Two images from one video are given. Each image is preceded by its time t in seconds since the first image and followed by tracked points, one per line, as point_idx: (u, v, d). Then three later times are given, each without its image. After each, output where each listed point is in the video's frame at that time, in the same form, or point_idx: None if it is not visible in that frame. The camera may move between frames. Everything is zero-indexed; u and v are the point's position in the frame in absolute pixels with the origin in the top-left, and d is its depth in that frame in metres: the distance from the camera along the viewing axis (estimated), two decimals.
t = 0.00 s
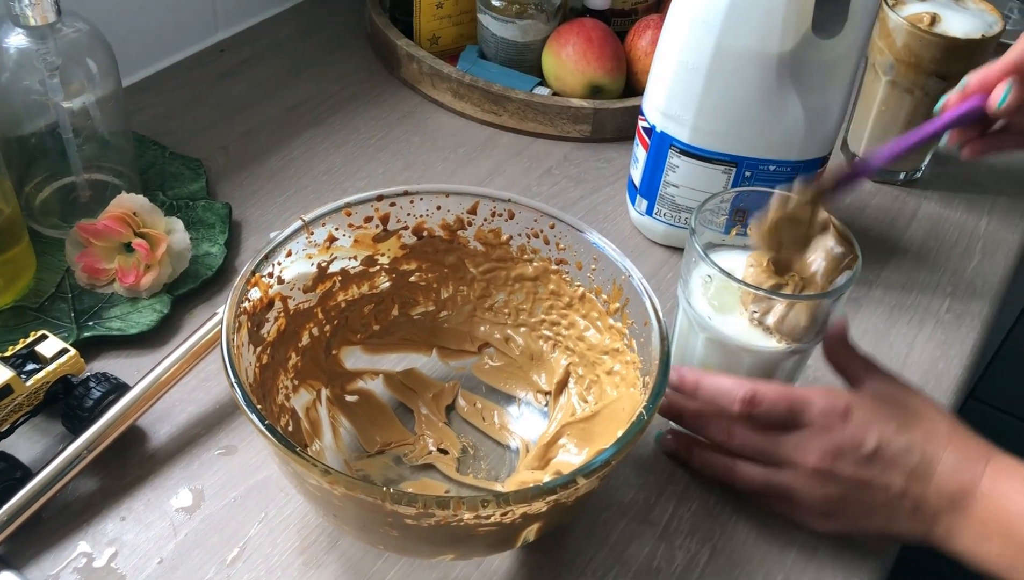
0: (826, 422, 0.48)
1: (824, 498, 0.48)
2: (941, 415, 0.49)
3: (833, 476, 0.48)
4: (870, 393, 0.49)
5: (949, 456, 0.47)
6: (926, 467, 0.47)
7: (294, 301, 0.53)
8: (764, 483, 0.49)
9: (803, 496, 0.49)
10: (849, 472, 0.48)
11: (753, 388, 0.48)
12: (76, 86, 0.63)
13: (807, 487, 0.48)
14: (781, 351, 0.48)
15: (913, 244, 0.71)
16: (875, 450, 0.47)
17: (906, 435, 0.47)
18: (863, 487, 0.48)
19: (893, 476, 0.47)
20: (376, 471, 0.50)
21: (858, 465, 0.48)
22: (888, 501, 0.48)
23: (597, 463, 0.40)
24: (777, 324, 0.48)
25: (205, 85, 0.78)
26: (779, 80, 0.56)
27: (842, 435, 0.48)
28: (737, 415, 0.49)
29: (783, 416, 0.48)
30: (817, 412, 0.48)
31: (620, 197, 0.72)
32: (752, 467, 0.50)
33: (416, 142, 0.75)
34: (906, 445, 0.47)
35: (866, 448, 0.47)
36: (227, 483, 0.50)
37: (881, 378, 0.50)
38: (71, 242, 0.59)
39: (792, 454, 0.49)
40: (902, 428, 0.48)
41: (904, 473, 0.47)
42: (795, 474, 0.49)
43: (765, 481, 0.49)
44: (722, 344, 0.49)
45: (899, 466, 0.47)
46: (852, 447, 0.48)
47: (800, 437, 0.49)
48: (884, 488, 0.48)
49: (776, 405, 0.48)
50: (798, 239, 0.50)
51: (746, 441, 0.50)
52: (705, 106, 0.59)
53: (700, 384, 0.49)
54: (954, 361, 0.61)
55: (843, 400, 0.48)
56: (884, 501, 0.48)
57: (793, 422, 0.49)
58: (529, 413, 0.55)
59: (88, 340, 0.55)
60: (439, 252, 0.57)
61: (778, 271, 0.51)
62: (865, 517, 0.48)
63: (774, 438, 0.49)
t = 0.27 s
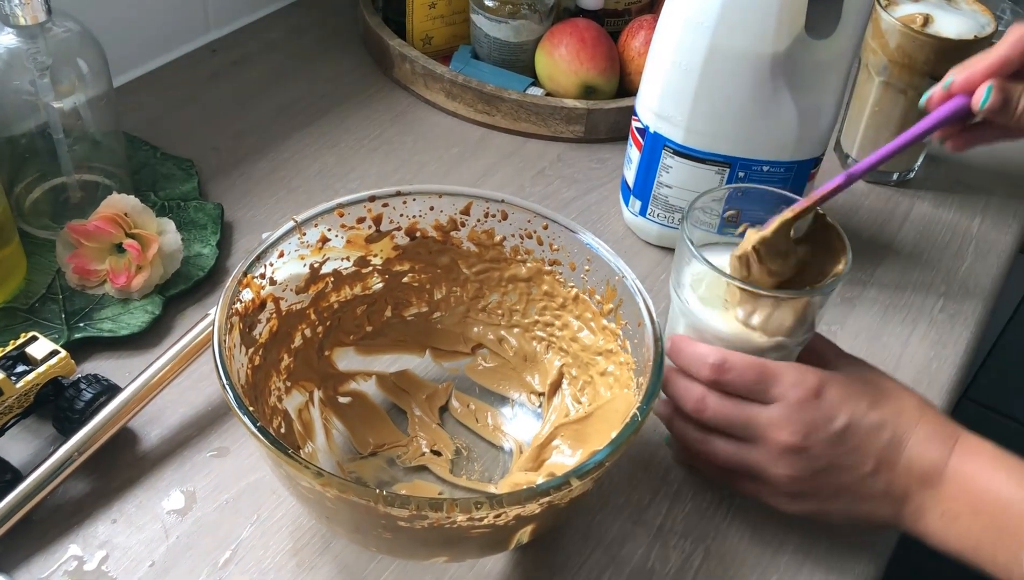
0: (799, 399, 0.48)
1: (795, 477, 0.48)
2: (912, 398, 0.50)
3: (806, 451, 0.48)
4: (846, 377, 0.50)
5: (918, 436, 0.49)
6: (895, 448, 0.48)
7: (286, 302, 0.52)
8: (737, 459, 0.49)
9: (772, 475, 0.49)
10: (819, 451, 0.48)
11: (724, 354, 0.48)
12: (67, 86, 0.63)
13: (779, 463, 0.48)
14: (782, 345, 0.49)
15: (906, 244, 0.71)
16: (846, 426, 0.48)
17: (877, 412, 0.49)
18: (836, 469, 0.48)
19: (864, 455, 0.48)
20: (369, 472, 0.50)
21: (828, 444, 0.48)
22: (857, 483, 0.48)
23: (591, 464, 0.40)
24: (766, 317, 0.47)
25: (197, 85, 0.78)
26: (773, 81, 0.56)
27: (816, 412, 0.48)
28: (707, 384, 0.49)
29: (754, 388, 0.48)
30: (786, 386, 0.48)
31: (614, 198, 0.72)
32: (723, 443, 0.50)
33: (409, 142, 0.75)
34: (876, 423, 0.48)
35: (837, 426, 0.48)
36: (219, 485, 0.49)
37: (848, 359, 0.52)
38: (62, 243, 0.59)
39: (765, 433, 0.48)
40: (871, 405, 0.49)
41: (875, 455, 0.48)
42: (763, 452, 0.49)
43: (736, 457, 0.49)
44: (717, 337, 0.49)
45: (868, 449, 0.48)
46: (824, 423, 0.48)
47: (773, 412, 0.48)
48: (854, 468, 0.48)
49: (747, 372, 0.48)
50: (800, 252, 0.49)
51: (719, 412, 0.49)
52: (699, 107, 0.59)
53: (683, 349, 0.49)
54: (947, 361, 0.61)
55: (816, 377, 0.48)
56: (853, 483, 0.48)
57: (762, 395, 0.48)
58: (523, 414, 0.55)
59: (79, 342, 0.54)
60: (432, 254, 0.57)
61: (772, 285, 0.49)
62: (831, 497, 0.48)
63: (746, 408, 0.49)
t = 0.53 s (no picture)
0: (735, 425, 0.48)
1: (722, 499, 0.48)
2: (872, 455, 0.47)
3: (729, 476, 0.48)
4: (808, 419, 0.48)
5: (851, 496, 0.45)
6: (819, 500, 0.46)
7: (282, 300, 0.53)
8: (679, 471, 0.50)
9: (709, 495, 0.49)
10: (746, 479, 0.47)
11: (682, 360, 0.49)
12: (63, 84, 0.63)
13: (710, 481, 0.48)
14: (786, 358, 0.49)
15: (900, 245, 0.72)
16: (775, 462, 0.47)
17: (813, 461, 0.46)
18: (756, 501, 0.47)
19: (789, 496, 0.47)
20: (364, 470, 0.50)
21: (754, 474, 0.47)
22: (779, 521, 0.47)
23: (584, 462, 0.40)
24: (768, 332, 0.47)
25: (194, 84, 0.78)
26: (767, 82, 0.57)
27: (746, 442, 0.47)
28: (663, 387, 0.50)
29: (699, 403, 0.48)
30: (727, 410, 0.48)
31: (609, 198, 0.73)
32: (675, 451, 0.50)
33: (405, 142, 0.75)
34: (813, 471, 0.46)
35: (767, 460, 0.47)
36: (214, 483, 0.50)
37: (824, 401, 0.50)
38: (58, 241, 0.59)
39: (704, 451, 0.48)
40: (814, 452, 0.46)
41: (799, 499, 0.46)
42: (699, 468, 0.49)
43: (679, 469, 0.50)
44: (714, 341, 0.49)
45: (796, 490, 0.46)
46: (751, 453, 0.47)
47: (710, 430, 0.48)
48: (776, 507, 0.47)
49: (695, 384, 0.48)
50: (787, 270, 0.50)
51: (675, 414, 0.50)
52: (694, 108, 0.59)
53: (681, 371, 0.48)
54: (939, 361, 0.61)
55: (758, 410, 0.47)
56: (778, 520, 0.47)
57: (703, 409, 0.49)
58: (517, 413, 0.55)
59: (74, 339, 0.54)
60: (427, 253, 0.57)
61: (761, 293, 0.49)
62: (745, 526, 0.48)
63: (693, 421, 0.49)
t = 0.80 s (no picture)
0: (839, 410, 0.48)
1: (834, 482, 0.49)
2: (943, 402, 0.51)
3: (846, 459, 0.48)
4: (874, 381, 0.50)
5: (954, 440, 0.49)
6: (932, 450, 0.49)
7: (288, 297, 0.53)
8: (776, 475, 0.49)
9: (812, 483, 0.49)
10: (859, 458, 0.48)
11: (768, 379, 0.46)
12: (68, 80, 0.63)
13: (821, 471, 0.48)
14: (791, 358, 0.49)
15: (903, 244, 0.72)
16: (886, 433, 0.48)
17: (913, 417, 0.49)
18: (875, 474, 0.49)
19: (902, 459, 0.49)
20: (369, 466, 0.50)
21: (868, 449, 0.48)
22: (896, 487, 0.49)
23: (590, 459, 0.40)
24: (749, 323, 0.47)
25: (197, 81, 0.78)
26: (772, 81, 0.57)
27: (856, 422, 0.48)
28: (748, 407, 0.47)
29: (798, 407, 0.47)
30: (828, 400, 0.48)
31: (612, 196, 0.73)
32: (759, 461, 0.49)
33: (408, 139, 0.76)
34: (914, 428, 0.49)
35: (875, 434, 0.48)
36: (219, 479, 0.50)
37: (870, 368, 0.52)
38: (63, 237, 0.59)
39: (807, 446, 0.48)
40: (908, 410, 0.49)
41: (913, 458, 0.49)
42: (805, 465, 0.49)
43: (776, 474, 0.49)
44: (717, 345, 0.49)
45: (907, 453, 0.49)
46: (863, 431, 0.48)
47: (812, 428, 0.48)
48: (894, 471, 0.49)
49: (790, 394, 0.47)
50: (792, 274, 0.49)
51: (755, 434, 0.48)
52: (699, 106, 0.59)
53: (711, 378, 0.47)
54: (943, 360, 0.61)
55: (853, 386, 0.49)
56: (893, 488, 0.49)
57: (804, 410, 0.48)
58: (522, 410, 0.55)
59: (80, 335, 0.54)
60: (433, 250, 0.57)
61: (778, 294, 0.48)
62: (879, 499, 0.49)
63: (785, 427, 0.48)
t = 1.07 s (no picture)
0: (827, 423, 0.49)
1: (822, 496, 0.49)
2: (926, 416, 0.52)
3: (833, 473, 0.48)
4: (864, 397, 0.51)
5: (937, 454, 0.50)
6: (918, 465, 0.50)
7: (292, 297, 0.53)
8: (759, 483, 0.50)
9: (795, 495, 0.49)
10: (846, 471, 0.49)
11: (754, 390, 0.47)
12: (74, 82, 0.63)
13: (806, 485, 0.48)
14: (786, 359, 0.49)
15: (903, 245, 0.72)
16: (871, 448, 0.49)
17: (900, 431, 0.50)
18: (862, 486, 0.49)
19: (889, 474, 0.49)
20: (373, 465, 0.50)
21: (855, 464, 0.49)
22: (881, 501, 0.49)
23: (592, 458, 0.41)
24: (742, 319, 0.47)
25: (201, 82, 0.79)
26: (773, 82, 0.57)
27: (843, 434, 0.49)
28: (735, 419, 0.48)
29: (784, 418, 0.48)
30: (816, 412, 0.49)
31: (613, 197, 0.73)
32: (744, 466, 0.50)
33: (411, 140, 0.76)
34: (900, 442, 0.50)
35: (862, 448, 0.49)
36: (224, 479, 0.50)
37: (858, 384, 0.53)
38: (68, 238, 0.59)
39: (792, 456, 0.49)
40: (894, 425, 0.50)
41: (897, 473, 0.49)
42: (790, 474, 0.49)
43: (759, 480, 0.50)
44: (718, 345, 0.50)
45: (893, 466, 0.49)
46: (851, 445, 0.49)
47: (800, 438, 0.49)
48: (880, 485, 0.49)
49: (777, 405, 0.48)
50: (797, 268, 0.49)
51: (741, 440, 0.49)
52: (700, 107, 0.59)
53: (700, 385, 0.49)
54: (943, 360, 0.62)
55: (841, 401, 0.49)
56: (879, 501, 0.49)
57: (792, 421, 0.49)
58: (524, 409, 0.56)
59: (85, 335, 0.55)
60: (436, 251, 0.58)
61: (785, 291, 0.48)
62: (865, 515, 0.49)
63: (772, 436, 0.49)
